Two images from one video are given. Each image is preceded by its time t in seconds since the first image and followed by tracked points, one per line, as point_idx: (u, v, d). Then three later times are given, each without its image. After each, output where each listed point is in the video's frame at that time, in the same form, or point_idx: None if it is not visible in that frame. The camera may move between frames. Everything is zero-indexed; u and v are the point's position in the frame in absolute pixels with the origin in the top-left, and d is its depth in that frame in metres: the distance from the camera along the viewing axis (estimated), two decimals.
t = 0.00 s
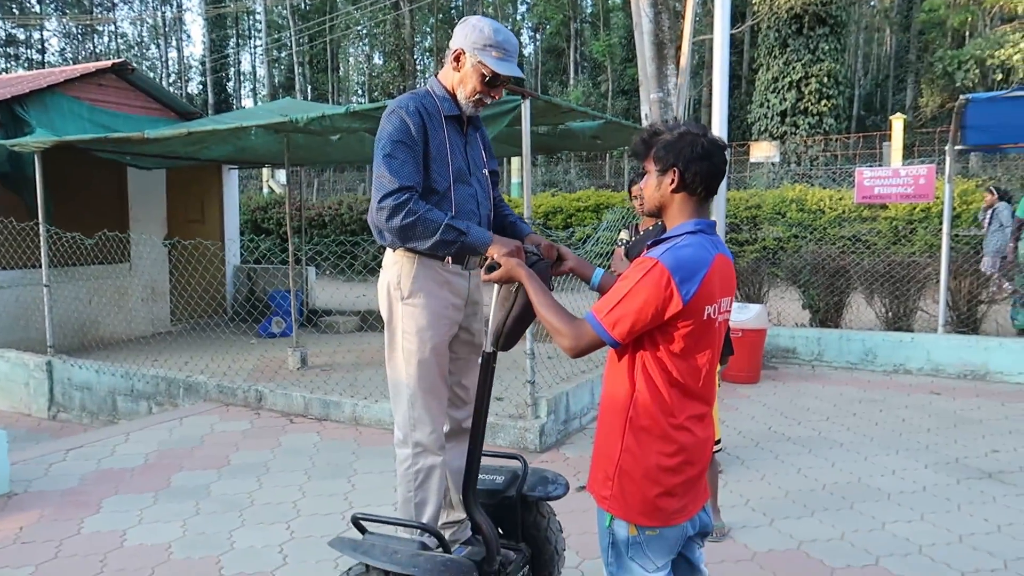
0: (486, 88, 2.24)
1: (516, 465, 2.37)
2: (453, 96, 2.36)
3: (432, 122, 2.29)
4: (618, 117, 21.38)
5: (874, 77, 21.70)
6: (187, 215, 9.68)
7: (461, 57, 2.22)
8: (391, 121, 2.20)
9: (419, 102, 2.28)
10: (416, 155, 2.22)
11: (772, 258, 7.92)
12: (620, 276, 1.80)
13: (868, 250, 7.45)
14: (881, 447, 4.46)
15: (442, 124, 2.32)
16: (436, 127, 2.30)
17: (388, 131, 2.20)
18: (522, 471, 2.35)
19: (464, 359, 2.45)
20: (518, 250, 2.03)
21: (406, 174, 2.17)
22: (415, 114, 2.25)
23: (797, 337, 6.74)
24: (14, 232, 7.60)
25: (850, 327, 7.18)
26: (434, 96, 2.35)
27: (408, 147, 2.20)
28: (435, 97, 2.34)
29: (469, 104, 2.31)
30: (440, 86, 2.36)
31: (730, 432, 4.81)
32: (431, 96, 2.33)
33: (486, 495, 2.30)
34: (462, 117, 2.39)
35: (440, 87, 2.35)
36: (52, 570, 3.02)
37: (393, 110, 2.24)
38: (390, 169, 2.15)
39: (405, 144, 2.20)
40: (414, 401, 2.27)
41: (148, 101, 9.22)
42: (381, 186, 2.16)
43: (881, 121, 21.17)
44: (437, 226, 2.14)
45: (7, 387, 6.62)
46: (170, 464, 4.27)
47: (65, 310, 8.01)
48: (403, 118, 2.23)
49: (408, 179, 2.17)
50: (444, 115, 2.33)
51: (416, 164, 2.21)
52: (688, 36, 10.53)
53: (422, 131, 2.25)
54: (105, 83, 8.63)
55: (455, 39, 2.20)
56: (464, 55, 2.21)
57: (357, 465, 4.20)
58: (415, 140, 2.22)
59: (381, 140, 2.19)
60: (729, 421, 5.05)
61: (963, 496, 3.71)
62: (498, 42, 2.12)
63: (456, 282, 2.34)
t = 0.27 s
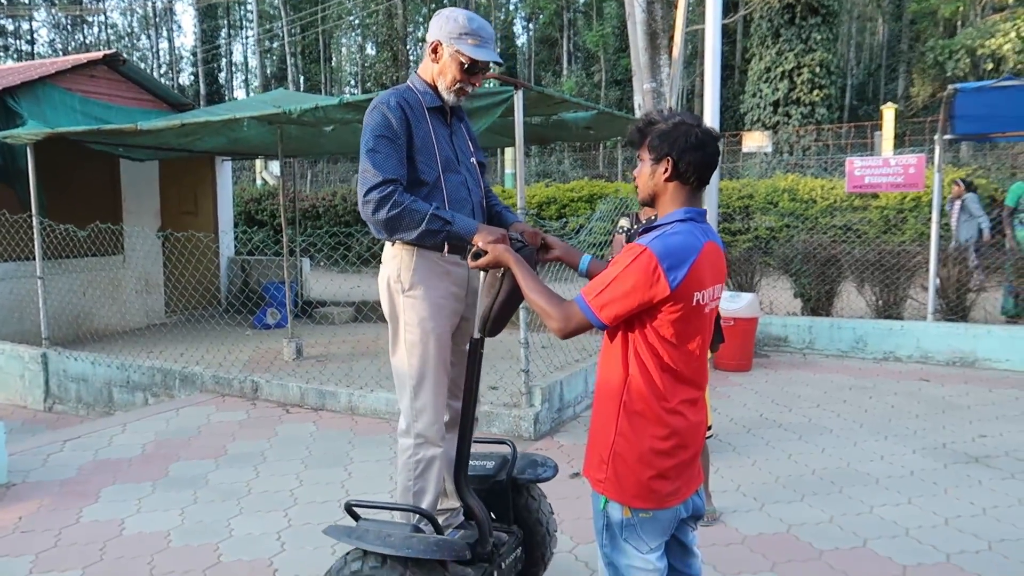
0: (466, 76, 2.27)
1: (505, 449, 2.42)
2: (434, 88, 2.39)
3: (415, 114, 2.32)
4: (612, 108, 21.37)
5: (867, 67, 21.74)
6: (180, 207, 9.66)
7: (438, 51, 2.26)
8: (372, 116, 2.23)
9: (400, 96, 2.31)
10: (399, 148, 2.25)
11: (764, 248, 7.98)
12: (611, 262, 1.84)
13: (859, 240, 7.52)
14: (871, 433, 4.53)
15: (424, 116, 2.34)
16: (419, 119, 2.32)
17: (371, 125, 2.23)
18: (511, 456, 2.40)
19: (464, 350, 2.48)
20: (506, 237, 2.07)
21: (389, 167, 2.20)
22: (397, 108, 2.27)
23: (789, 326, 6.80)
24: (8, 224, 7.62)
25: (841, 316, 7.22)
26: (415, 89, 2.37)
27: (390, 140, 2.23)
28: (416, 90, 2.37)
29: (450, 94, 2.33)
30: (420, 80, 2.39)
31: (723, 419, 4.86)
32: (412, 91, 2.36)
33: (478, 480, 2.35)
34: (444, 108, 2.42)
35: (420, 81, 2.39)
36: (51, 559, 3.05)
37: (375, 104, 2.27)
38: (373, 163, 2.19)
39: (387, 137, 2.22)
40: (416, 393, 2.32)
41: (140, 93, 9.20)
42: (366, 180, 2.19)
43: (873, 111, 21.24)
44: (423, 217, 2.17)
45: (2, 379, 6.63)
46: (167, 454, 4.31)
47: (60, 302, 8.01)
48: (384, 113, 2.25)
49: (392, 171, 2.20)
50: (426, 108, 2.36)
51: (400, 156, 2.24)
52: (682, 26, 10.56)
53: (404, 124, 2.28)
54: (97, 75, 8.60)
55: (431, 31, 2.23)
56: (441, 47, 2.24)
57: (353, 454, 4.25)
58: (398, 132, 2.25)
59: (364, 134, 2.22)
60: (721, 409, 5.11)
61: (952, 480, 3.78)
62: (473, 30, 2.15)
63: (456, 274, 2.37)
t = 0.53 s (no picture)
0: (467, 60, 2.29)
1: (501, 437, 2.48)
2: (438, 79, 2.41)
3: (419, 106, 2.34)
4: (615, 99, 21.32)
5: (871, 59, 21.67)
6: (183, 198, 9.70)
7: (438, 41, 2.30)
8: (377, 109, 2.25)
9: (404, 89, 2.33)
10: (403, 141, 2.27)
11: (765, 240, 8.00)
12: (605, 253, 1.87)
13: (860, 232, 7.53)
14: (869, 425, 4.56)
15: (428, 108, 2.37)
16: (423, 111, 2.35)
17: (375, 119, 2.26)
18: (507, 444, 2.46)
19: (464, 339, 2.52)
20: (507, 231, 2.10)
21: (394, 161, 2.23)
22: (401, 100, 2.30)
23: (789, 318, 6.83)
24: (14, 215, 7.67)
25: (842, 308, 7.24)
26: (419, 81, 2.39)
27: (394, 134, 2.25)
28: (420, 82, 2.39)
29: (455, 81, 2.34)
30: (423, 71, 2.41)
31: (722, 410, 4.90)
32: (416, 82, 2.38)
33: (473, 467, 2.41)
34: (447, 100, 2.44)
35: (424, 71, 2.41)
36: (59, 545, 3.10)
37: (379, 97, 2.29)
38: (378, 156, 2.21)
39: (391, 131, 2.25)
40: (413, 378, 2.35)
41: (144, 84, 9.22)
42: (371, 173, 2.23)
43: (876, 103, 21.19)
44: (428, 210, 2.20)
45: (8, 368, 6.68)
46: (172, 443, 4.36)
47: (65, 292, 8.06)
48: (388, 106, 2.28)
49: (397, 164, 2.23)
50: (429, 100, 2.38)
51: (404, 148, 2.27)
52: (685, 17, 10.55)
53: (408, 116, 2.30)
54: (102, 66, 8.63)
55: (431, 19, 2.27)
56: (441, 35, 2.28)
57: (356, 443, 4.30)
58: (402, 126, 2.27)
59: (369, 128, 2.25)
60: (720, 400, 5.14)
61: (947, 471, 3.81)
62: (469, 13, 2.20)
63: (455, 263, 2.39)
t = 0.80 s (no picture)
0: (467, 53, 2.30)
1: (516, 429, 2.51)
2: (440, 75, 2.43)
3: (423, 102, 2.36)
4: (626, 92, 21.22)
5: (885, 50, 21.48)
6: (195, 191, 9.74)
7: (438, 37, 2.31)
8: (381, 106, 2.27)
9: (407, 85, 2.35)
10: (408, 136, 2.29)
11: (776, 234, 7.98)
12: (618, 246, 1.88)
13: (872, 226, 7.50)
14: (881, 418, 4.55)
15: (432, 103, 2.38)
16: (427, 107, 2.37)
17: (380, 115, 2.28)
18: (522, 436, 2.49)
19: (476, 330, 2.53)
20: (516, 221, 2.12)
21: (399, 156, 2.25)
22: (405, 96, 2.31)
23: (800, 311, 6.80)
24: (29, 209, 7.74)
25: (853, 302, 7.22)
26: (421, 77, 2.41)
27: (399, 129, 2.27)
28: (423, 78, 2.41)
29: (456, 75, 2.34)
30: (426, 68, 2.43)
31: (733, 404, 4.90)
32: (419, 79, 2.40)
33: (491, 459, 2.44)
34: (450, 94, 2.46)
35: (426, 68, 2.42)
36: (77, 534, 3.15)
37: (383, 94, 2.31)
38: (384, 153, 2.24)
39: (396, 126, 2.27)
40: (427, 373, 2.37)
41: (157, 79, 9.27)
42: (377, 169, 2.25)
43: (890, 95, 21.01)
44: (434, 204, 2.23)
45: (24, 361, 6.75)
46: (187, 435, 4.41)
47: (80, 286, 8.14)
48: (393, 102, 2.29)
49: (403, 159, 2.26)
50: (432, 95, 2.40)
51: (410, 144, 2.29)
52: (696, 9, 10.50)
53: (412, 112, 2.32)
54: (114, 61, 8.69)
55: (429, 18, 2.29)
56: (440, 32, 2.29)
57: (367, 435, 4.33)
58: (406, 121, 2.29)
59: (374, 124, 2.27)
60: (731, 394, 5.14)
61: (960, 464, 3.80)
62: (467, 8, 2.21)
63: (464, 256, 2.41)
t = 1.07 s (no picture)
0: (481, 46, 2.31)
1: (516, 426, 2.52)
2: (456, 74, 2.44)
3: (440, 102, 2.37)
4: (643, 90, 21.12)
5: (906, 47, 21.24)
6: (215, 189, 9.75)
7: (450, 36, 2.33)
8: (399, 107, 2.29)
9: (425, 85, 2.36)
10: (426, 137, 2.30)
11: (795, 232, 7.92)
12: (637, 243, 1.88)
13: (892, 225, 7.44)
14: (899, 419, 4.51)
15: (449, 104, 2.39)
16: (444, 107, 2.38)
17: (398, 116, 2.29)
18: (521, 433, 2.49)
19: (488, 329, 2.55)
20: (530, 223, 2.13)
21: (416, 158, 2.26)
22: (423, 97, 2.33)
23: (818, 310, 6.76)
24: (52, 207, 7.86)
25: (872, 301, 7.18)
26: (438, 77, 2.42)
27: (417, 130, 2.29)
28: (439, 78, 2.42)
29: (473, 69, 2.35)
30: (443, 67, 2.44)
31: (749, 403, 4.88)
32: (436, 79, 2.41)
33: (489, 455, 2.44)
34: (467, 94, 2.47)
35: (442, 68, 2.44)
36: (99, 528, 3.20)
37: (401, 94, 2.33)
38: (401, 154, 2.25)
39: (413, 128, 2.28)
40: (438, 368, 2.39)
41: (177, 78, 9.36)
42: (395, 171, 2.27)
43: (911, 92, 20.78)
44: (450, 205, 2.24)
45: (47, 358, 6.85)
46: (206, 431, 4.46)
47: (101, 284, 8.26)
48: (410, 103, 2.31)
49: (420, 161, 2.27)
50: (449, 95, 2.41)
51: (427, 145, 2.30)
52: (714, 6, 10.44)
53: (430, 113, 2.33)
54: (135, 61, 8.78)
55: (441, 15, 2.31)
56: (453, 30, 2.31)
57: (384, 433, 4.36)
58: (424, 122, 2.30)
59: (392, 126, 2.28)
60: (747, 393, 5.12)
61: (980, 466, 3.76)
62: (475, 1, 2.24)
63: (483, 256, 2.42)
